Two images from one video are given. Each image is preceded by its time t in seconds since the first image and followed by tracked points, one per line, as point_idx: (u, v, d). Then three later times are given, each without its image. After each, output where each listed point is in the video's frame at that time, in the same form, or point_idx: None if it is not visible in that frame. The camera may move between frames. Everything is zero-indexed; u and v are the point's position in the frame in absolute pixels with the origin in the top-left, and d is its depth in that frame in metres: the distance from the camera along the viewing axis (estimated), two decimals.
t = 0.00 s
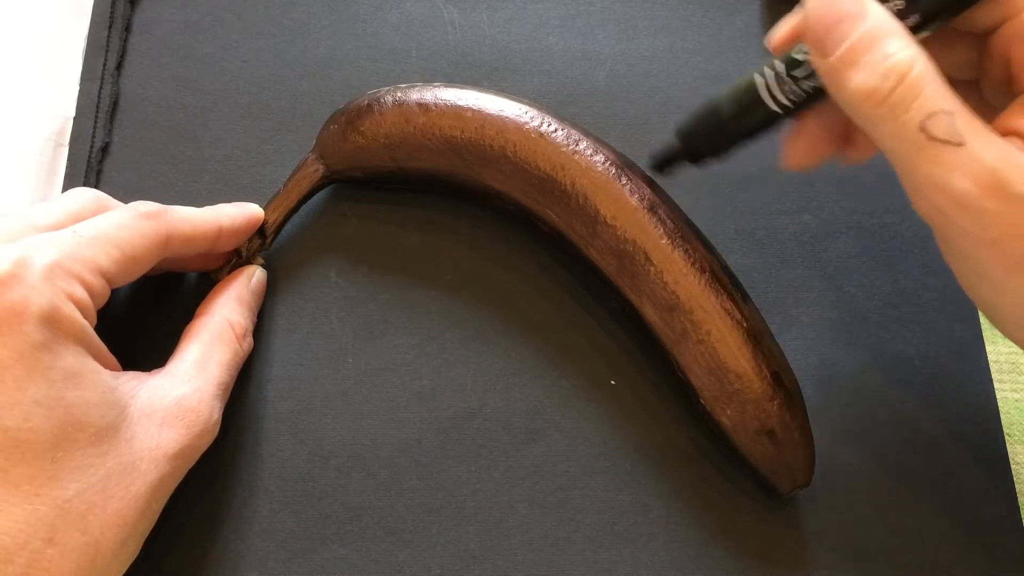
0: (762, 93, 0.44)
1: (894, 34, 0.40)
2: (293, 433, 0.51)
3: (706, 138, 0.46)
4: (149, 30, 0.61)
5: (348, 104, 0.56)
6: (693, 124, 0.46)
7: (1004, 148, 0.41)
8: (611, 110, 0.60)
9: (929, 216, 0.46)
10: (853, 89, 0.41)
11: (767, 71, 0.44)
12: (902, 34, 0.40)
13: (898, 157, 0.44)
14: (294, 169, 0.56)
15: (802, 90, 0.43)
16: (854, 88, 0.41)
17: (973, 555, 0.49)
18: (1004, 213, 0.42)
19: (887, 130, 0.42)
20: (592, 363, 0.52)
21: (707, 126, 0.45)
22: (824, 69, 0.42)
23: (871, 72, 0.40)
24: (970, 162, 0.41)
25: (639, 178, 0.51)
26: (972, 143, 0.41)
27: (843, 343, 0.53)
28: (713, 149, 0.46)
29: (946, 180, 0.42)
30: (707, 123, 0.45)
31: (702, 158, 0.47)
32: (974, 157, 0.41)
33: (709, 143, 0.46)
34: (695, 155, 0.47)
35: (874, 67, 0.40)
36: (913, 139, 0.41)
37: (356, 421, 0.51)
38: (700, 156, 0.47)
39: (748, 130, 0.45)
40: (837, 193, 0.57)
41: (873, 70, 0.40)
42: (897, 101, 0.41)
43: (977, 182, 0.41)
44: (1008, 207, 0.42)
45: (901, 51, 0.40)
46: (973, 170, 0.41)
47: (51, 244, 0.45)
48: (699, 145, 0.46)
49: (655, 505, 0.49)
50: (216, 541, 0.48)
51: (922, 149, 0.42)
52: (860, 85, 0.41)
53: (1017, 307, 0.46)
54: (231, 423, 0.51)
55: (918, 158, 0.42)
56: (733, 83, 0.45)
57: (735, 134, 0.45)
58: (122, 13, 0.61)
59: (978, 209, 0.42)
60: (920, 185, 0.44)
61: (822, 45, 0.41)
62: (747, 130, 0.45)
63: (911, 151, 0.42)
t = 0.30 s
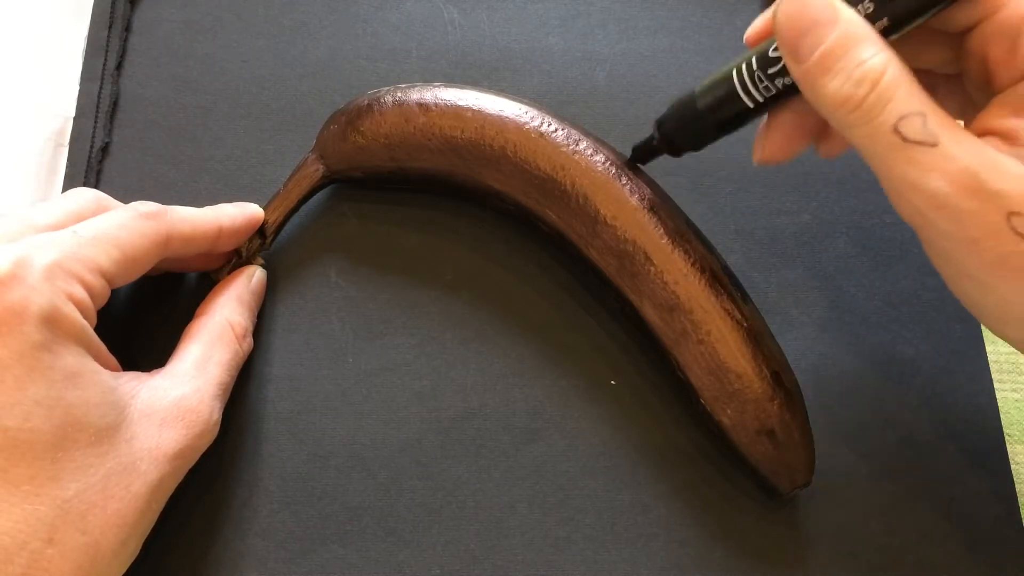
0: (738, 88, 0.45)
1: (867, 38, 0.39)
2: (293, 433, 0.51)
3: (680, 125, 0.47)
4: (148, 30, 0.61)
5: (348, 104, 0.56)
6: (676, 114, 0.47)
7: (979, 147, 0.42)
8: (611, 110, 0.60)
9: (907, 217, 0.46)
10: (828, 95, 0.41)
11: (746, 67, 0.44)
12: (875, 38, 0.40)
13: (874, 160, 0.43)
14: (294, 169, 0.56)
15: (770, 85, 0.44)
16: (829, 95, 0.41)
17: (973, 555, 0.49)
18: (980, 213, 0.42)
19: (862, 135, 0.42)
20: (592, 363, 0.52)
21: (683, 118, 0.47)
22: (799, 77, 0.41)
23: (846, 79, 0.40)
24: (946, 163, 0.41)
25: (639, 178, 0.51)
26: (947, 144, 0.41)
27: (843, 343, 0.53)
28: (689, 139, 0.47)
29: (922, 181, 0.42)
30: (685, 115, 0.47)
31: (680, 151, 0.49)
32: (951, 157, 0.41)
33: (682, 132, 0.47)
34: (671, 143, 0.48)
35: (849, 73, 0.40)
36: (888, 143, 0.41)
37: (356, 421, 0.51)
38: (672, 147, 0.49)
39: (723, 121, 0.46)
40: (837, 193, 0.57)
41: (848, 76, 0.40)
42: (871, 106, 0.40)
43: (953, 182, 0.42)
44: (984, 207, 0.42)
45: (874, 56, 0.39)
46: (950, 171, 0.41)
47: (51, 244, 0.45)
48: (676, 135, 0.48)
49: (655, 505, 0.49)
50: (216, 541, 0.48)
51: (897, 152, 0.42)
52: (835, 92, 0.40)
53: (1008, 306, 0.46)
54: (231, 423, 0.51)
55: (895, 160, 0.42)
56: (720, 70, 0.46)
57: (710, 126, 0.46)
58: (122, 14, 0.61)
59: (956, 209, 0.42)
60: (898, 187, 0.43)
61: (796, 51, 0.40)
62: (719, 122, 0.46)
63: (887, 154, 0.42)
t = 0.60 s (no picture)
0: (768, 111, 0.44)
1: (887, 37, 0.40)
2: (293, 433, 0.51)
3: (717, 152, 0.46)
4: (148, 29, 0.61)
5: (348, 104, 0.56)
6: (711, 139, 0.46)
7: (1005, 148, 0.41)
8: (611, 110, 0.60)
9: (929, 220, 0.45)
10: (848, 94, 0.41)
11: (775, 89, 0.44)
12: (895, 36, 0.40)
13: (898, 161, 0.43)
14: (294, 169, 0.56)
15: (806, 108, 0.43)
16: (849, 94, 0.41)
17: (973, 555, 0.49)
18: (1004, 215, 0.42)
19: (885, 134, 0.42)
20: (592, 363, 0.52)
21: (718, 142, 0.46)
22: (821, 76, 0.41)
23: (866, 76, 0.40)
24: (970, 166, 0.41)
25: (639, 178, 0.51)
26: (971, 146, 0.41)
27: (843, 343, 0.53)
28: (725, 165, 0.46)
29: (946, 184, 0.42)
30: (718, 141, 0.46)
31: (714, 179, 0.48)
32: (976, 159, 0.41)
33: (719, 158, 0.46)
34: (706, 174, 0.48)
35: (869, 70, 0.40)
36: (913, 144, 0.41)
37: (356, 421, 0.51)
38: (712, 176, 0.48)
39: (757, 146, 0.45)
40: (837, 193, 0.57)
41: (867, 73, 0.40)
42: (893, 104, 0.40)
43: (978, 184, 0.41)
44: (1010, 209, 0.41)
45: (893, 51, 0.39)
46: (974, 174, 0.41)
47: (51, 244, 0.45)
48: (711, 160, 0.46)
49: (655, 505, 0.49)
50: (215, 541, 0.48)
51: (922, 151, 0.41)
52: (855, 90, 0.40)
53: None
54: (230, 423, 0.51)
55: (919, 161, 0.42)
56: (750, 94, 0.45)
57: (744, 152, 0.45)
58: (122, 13, 0.61)
59: (980, 212, 0.42)
60: (920, 188, 0.43)
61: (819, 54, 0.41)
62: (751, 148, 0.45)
63: (911, 155, 0.42)
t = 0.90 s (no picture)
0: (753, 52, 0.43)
1: (897, 26, 0.39)
2: (293, 433, 0.51)
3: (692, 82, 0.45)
4: (148, 30, 0.61)
5: (348, 104, 0.56)
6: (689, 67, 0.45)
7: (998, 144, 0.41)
8: (611, 111, 0.60)
9: (924, 215, 0.45)
10: (849, 82, 0.40)
11: (765, 32, 0.43)
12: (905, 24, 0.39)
13: (893, 151, 0.43)
14: (294, 169, 0.56)
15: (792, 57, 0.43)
16: (851, 81, 0.40)
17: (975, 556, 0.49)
18: (996, 212, 0.42)
19: (884, 125, 0.42)
20: (592, 363, 0.52)
21: (698, 69, 0.45)
22: (820, 55, 0.40)
23: (871, 66, 0.39)
24: (963, 160, 0.41)
25: (639, 178, 0.51)
26: (966, 141, 0.40)
27: (843, 343, 0.53)
28: (698, 96, 0.46)
29: (938, 177, 0.42)
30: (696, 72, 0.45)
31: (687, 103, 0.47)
32: (969, 154, 0.41)
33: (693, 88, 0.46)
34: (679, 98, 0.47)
35: (874, 60, 0.39)
36: (908, 136, 0.41)
37: (356, 421, 0.51)
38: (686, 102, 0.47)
39: (735, 83, 0.45)
40: (837, 193, 0.57)
41: (871, 64, 0.39)
42: (893, 97, 0.40)
43: (970, 180, 0.41)
44: (1002, 205, 0.41)
45: (899, 45, 0.39)
46: (966, 169, 0.41)
47: (51, 242, 0.45)
48: (685, 89, 0.46)
49: (656, 505, 0.49)
50: (214, 541, 0.48)
51: (917, 145, 0.41)
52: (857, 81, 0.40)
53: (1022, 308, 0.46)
54: (230, 423, 0.51)
55: (913, 154, 0.42)
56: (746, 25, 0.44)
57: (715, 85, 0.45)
58: (122, 14, 0.61)
59: (969, 205, 0.42)
60: (914, 181, 0.43)
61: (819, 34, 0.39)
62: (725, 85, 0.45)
63: (904, 147, 0.42)
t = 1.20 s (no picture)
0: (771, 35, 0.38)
1: (945, 32, 0.36)
2: (293, 433, 0.51)
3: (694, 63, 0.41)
4: (148, 30, 0.61)
5: (348, 105, 0.56)
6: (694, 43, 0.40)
7: None
8: (611, 110, 0.60)
9: (965, 237, 0.43)
10: (890, 93, 0.38)
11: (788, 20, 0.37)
12: (952, 33, 0.36)
13: (936, 171, 0.41)
14: (294, 169, 0.56)
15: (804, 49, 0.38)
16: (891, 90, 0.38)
17: (976, 556, 0.49)
18: None
19: (928, 142, 0.39)
20: (592, 362, 0.52)
21: (699, 47, 0.40)
22: (856, 61, 0.37)
23: (918, 76, 0.37)
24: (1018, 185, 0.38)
25: (639, 178, 0.51)
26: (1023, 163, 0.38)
27: (843, 343, 0.53)
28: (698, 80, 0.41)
29: (990, 202, 0.39)
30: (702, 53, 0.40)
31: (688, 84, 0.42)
32: None
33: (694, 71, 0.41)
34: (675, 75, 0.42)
35: (920, 70, 0.36)
36: (958, 156, 0.39)
37: (355, 421, 0.51)
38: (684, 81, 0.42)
39: (747, 69, 0.40)
40: (837, 193, 0.57)
41: (916, 73, 0.37)
42: (941, 111, 0.37)
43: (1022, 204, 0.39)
44: None
45: (947, 53, 0.36)
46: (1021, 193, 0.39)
47: (50, 242, 0.45)
48: (686, 67, 0.41)
49: (656, 505, 0.49)
50: (214, 541, 0.48)
51: (966, 164, 0.39)
52: (898, 91, 0.37)
53: None
54: (229, 423, 0.51)
55: (962, 175, 0.39)
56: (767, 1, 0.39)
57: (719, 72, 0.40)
58: (122, 14, 0.61)
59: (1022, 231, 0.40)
60: (960, 204, 0.41)
61: (854, 42, 0.36)
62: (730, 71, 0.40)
63: (954, 167, 0.39)
